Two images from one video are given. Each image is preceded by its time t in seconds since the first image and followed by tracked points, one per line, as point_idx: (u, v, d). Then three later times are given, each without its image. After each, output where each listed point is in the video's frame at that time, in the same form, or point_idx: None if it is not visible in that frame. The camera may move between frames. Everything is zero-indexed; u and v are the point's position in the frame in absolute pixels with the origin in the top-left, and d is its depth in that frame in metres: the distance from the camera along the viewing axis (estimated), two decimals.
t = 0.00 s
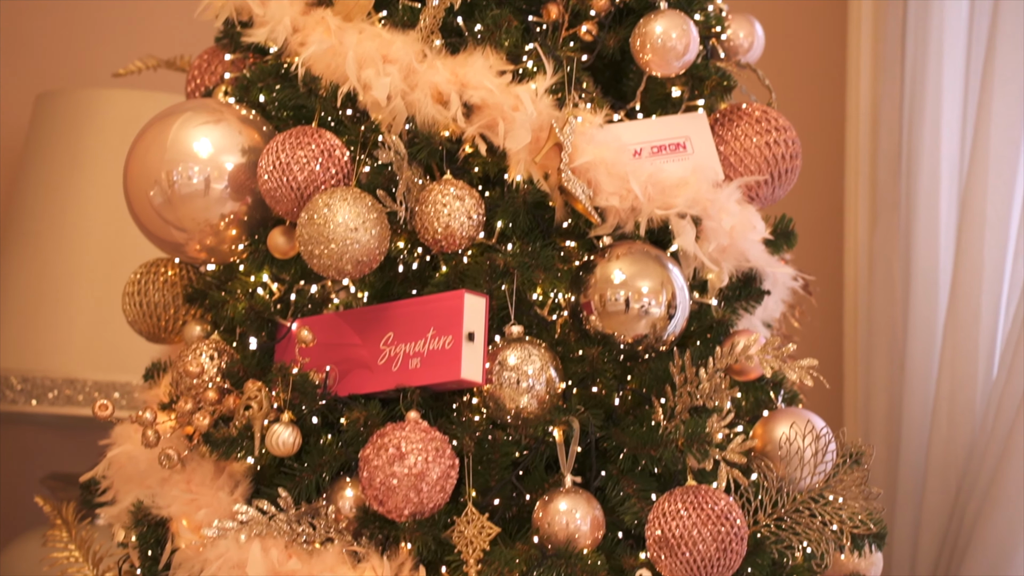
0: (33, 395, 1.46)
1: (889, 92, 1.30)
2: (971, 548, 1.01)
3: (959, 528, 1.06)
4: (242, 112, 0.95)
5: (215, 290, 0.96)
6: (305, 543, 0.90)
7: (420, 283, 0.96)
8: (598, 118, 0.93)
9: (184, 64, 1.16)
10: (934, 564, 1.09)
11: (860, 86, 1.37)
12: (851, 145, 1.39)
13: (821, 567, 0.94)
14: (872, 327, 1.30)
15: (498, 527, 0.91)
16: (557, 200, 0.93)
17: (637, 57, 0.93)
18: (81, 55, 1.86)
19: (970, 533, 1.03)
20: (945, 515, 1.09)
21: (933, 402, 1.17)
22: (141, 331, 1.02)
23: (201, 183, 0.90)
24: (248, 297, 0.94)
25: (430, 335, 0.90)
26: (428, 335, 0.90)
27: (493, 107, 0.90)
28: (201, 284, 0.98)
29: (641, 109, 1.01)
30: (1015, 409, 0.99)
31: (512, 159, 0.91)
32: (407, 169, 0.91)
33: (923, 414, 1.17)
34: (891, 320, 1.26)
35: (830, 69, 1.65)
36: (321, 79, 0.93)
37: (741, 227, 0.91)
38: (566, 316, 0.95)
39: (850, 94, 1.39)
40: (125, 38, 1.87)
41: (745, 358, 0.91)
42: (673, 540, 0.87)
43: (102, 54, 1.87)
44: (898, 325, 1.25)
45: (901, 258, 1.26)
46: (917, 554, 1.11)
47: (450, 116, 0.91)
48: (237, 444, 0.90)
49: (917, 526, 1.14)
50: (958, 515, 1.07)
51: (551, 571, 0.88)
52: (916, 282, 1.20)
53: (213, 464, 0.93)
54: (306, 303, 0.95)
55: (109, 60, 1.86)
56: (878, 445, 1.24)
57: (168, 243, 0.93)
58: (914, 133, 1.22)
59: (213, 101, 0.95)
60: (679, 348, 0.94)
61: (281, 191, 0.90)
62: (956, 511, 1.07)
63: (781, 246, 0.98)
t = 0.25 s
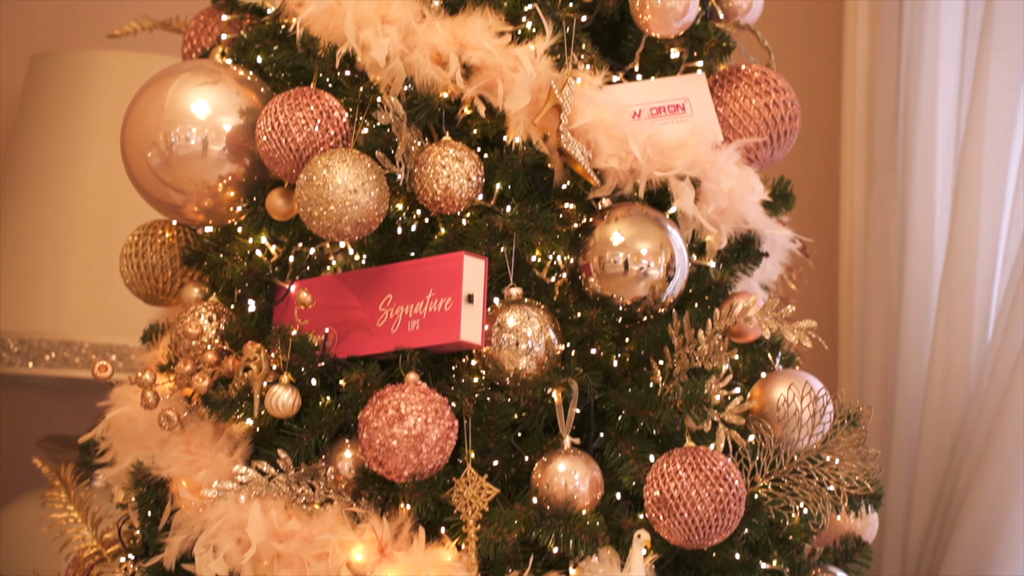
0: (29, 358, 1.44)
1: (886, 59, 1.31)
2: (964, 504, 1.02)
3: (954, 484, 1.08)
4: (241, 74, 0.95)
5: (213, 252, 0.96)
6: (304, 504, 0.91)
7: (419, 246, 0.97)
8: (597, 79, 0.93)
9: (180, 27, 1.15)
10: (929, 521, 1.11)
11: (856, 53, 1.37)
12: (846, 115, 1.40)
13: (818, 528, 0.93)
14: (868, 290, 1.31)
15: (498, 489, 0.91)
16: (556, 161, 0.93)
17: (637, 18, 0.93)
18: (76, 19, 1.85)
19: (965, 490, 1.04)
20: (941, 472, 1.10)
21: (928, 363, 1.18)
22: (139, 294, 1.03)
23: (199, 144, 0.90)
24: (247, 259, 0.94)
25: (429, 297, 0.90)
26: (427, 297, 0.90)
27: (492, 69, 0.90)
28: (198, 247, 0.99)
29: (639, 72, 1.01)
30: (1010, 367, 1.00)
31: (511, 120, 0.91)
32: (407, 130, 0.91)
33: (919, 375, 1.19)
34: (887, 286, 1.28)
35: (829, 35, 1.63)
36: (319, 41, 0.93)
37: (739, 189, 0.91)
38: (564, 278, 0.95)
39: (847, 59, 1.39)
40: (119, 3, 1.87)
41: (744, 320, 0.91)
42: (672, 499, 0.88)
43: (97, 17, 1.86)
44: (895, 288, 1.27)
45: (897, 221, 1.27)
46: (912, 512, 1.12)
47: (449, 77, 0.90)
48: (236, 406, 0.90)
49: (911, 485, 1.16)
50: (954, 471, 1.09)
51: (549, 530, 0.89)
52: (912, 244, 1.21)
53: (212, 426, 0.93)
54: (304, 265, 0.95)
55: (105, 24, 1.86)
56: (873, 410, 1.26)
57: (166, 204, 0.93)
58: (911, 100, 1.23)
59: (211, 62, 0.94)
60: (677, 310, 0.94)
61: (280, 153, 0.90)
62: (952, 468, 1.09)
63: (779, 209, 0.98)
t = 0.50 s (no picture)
0: (23, 325, 1.47)
1: (878, 30, 1.32)
2: (959, 461, 1.03)
3: (949, 440, 1.11)
4: (236, 39, 0.94)
5: (209, 218, 0.96)
6: (301, 469, 0.91)
7: (415, 212, 0.96)
8: (593, 45, 0.93)
9: None
10: (923, 477, 1.13)
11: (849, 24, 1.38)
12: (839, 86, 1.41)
13: (814, 493, 0.94)
14: (861, 255, 1.32)
15: (495, 455, 0.91)
16: (552, 127, 0.93)
17: None
18: None
19: (959, 447, 1.06)
20: (935, 430, 1.13)
21: (921, 324, 1.20)
22: (134, 260, 1.04)
23: (194, 109, 0.89)
24: (243, 225, 0.94)
25: (426, 263, 0.89)
26: (424, 263, 0.89)
27: (488, 34, 0.90)
28: (194, 213, 0.99)
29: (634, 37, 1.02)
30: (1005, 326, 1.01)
31: (508, 86, 0.91)
32: (403, 95, 0.91)
33: (911, 336, 1.21)
34: (879, 255, 1.29)
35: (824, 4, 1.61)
36: (315, 5, 0.92)
37: (736, 154, 0.91)
38: (561, 244, 0.95)
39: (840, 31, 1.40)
40: None
41: (741, 286, 0.92)
42: (668, 465, 0.87)
43: None
44: (887, 252, 1.28)
45: (890, 186, 1.28)
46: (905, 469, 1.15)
47: (445, 42, 0.90)
48: (233, 372, 0.90)
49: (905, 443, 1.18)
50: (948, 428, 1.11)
51: (546, 496, 0.88)
52: (905, 208, 1.23)
53: (208, 391, 0.93)
54: (300, 231, 0.95)
55: None
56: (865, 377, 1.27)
57: (160, 169, 0.93)
58: (904, 71, 1.24)
59: (206, 27, 0.94)
60: (673, 276, 0.95)
61: (276, 118, 0.89)
62: (946, 425, 1.11)
63: (775, 174, 0.98)
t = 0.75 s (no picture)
0: (12, 285, 1.55)
1: None
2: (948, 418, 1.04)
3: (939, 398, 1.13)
4: None
5: (200, 178, 0.96)
6: (295, 429, 0.91)
7: (408, 172, 0.96)
8: (586, 5, 0.93)
9: None
10: (913, 434, 1.15)
11: None
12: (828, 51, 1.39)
13: (806, 452, 0.93)
14: (850, 219, 1.33)
15: (489, 414, 0.91)
16: (546, 86, 0.93)
17: None
18: None
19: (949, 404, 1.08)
20: (925, 387, 1.15)
21: (911, 286, 1.21)
22: (126, 219, 1.04)
23: (184, 69, 0.89)
24: (235, 184, 0.94)
25: (420, 224, 0.89)
26: (418, 223, 0.89)
27: None
28: (184, 172, 0.99)
29: None
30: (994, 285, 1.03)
31: (501, 45, 0.92)
32: (396, 54, 0.91)
33: (901, 298, 1.22)
34: (870, 219, 1.30)
35: None
36: None
37: (728, 114, 0.92)
38: (554, 204, 0.96)
39: None
40: None
41: (734, 246, 0.92)
42: (661, 423, 0.87)
43: None
44: (877, 216, 1.29)
45: (879, 149, 1.28)
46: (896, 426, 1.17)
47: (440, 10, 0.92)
48: (226, 331, 0.90)
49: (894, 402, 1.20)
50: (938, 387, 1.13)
51: (541, 455, 0.89)
52: (894, 171, 1.23)
53: (201, 351, 0.94)
54: (293, 191, 0.94)
55: None
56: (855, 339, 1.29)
57: (151, 128, 0.93)
58: (894, 35, 1.23)
59: None
60: (666, 237, 0.94)
61: (268, 77, 0.89)
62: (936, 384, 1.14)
63: (767, 134, 0.98)
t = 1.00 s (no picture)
0: None
1: None
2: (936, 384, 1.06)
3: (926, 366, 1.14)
4: None
5: (191, 142, 0.95)
6: (288, 394, 0.91)
7: (400, 136, 0.96)
8: None
9: None
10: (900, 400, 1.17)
11: None
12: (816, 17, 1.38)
13: (797, 415, 0.94)
14: (839, 184, 1.32)
15: (482, 378, 0.91)
16: (537, 51, 0.93)
17: None
18: None
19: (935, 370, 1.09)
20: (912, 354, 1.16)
21: (899, 254, 1.22)
22: (116, 184, 1.04)
23: (174, 33, 0.89)
24: (226, 148, 0.93)
25: (412, 188, 0.89)
26: (410, 187, 0.89)
27: None
28: (174, 136, 0.98)
29: None
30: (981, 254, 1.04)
31: (494, 10, 0.92)
32: (388, 18, 0.91)
33: (889, 266, 1.22)
34: (858, 186, 1.30)
35: None
36: None
37: (721, 79, 0.92)
38: (547, 168, 0.96)
39: None
40: None
41: (727, 210, 0.91)
42: (654, 387, 0.88)
43: None
44: (864, 182, 1.29)
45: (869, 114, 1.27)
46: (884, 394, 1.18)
47: None
48: (218, 296, 0.90)
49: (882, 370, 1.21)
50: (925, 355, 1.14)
51: (533, 419, 0.89)
52: (883, 140, 1.23)
53: (194, 317, 0.93)
54: (283, 156, 0.95)
55: None
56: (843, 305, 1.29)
57: (141, 93, 0.93)
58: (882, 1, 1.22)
59: None
60: (659, 201, 0.94)
61: (258, 42, 0.88)
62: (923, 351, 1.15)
63: (758, 98, 0.99)
